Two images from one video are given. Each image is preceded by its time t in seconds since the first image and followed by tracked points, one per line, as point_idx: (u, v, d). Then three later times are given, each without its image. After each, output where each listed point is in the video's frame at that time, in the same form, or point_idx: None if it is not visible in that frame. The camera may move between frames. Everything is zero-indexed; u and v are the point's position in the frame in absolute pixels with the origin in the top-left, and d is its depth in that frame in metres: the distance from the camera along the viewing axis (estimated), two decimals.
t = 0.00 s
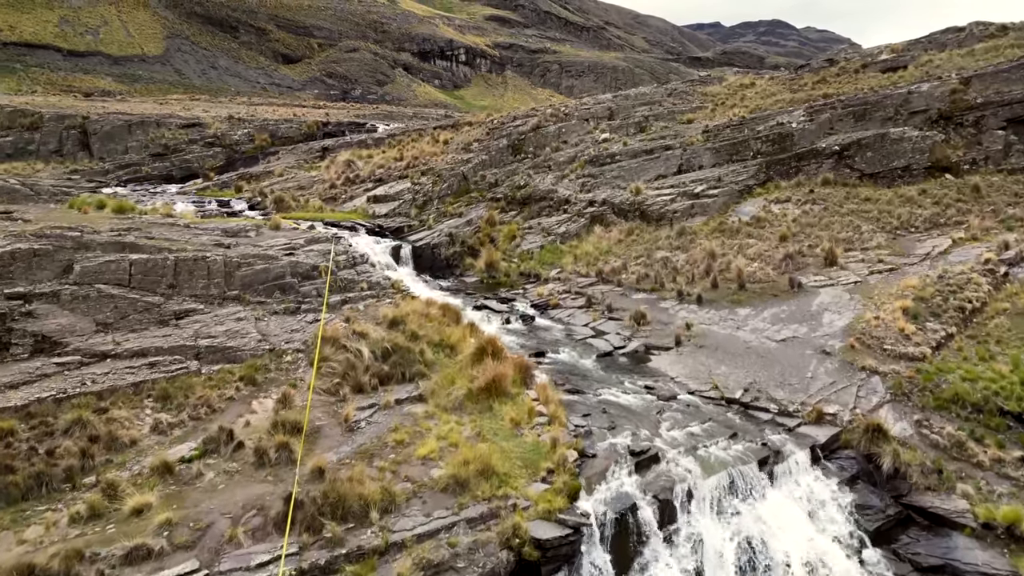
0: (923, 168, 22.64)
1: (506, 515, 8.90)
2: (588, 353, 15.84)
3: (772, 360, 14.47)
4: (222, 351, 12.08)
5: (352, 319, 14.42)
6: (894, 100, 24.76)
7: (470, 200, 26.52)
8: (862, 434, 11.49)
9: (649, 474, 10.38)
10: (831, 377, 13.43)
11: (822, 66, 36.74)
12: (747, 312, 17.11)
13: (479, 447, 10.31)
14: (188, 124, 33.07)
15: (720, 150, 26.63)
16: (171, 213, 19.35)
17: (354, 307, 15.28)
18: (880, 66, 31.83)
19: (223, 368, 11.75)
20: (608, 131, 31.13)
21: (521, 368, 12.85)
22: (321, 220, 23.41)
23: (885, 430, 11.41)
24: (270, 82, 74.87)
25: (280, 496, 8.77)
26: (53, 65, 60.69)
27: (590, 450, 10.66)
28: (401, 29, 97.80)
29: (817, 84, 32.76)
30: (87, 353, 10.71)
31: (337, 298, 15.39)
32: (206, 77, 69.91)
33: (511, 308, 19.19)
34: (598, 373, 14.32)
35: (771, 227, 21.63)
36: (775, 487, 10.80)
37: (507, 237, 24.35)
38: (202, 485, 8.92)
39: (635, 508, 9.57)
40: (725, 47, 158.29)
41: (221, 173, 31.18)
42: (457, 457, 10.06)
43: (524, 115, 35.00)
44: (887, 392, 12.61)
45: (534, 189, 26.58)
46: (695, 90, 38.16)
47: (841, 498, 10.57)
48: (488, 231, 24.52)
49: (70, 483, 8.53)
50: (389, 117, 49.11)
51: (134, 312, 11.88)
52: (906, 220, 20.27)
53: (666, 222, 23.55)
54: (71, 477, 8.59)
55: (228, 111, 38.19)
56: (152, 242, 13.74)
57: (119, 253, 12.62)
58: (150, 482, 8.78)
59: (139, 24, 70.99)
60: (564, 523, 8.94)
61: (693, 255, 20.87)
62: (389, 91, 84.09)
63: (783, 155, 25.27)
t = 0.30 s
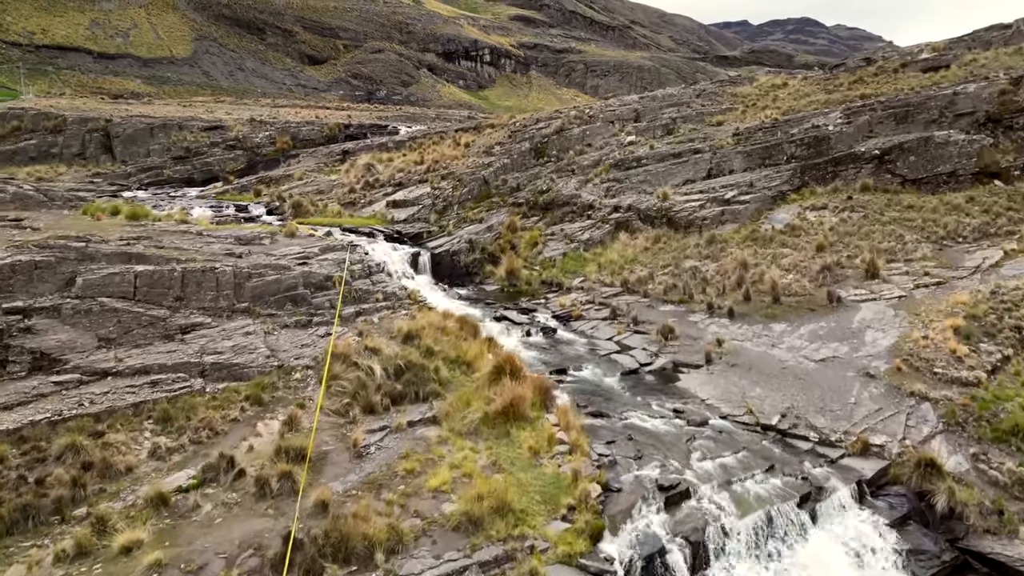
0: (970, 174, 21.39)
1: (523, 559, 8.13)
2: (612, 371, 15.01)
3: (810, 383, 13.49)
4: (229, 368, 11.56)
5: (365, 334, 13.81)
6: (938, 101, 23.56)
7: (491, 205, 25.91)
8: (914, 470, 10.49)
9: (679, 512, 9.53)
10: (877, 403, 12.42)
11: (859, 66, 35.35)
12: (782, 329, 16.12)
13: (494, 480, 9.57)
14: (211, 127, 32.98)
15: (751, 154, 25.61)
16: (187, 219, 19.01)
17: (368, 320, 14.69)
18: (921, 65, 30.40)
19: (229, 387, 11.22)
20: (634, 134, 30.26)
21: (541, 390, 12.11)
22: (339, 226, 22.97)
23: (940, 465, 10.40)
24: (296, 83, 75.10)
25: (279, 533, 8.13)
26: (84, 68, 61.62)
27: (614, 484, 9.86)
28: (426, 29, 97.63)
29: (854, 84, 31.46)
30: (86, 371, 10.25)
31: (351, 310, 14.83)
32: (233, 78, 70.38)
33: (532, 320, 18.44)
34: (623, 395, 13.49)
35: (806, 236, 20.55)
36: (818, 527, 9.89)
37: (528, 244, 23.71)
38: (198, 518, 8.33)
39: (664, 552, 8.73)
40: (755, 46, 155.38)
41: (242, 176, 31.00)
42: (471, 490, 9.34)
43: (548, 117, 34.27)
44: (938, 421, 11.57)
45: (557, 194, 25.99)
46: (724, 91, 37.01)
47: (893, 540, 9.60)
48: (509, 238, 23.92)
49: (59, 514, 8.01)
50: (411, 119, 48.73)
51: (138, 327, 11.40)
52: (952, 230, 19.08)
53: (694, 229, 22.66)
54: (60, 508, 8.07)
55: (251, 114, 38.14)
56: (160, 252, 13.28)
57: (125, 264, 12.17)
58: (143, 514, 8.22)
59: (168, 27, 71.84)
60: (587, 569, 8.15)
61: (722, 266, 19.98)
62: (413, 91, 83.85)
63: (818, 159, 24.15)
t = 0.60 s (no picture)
0: None
1: None
2: (640, 391, 14.18)
3: (855, 409, 12.51)
4: (235, 387, 11.01)
5: (379, 351, 13.18)
6: (987, 104, 22.35)
7: (513, 211, 25.27)
8: (973, 511, 9.42)
9: (714, 558, 8.69)
10: (929, 433, 11.40)
11: (899, 65, 33.92)
12: (822, 347, 15.12)
13: (512, 518, 8.84)
14: (232, 130, 32.83)
15: (785, 158, 24.56)
16: (202, 225, 18.66)
17: (383, 335, 14.09)
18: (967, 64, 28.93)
19: (234, 408, 10.67)
20: (662, 137, 29.35)
21: (563, 416, 11.37)
22: (358, 232, 22.49)
23: (1006, 508, 9.33)
24: (321, 84, 75.18)
25: None
26: (114, 70, 62.48)
27: (643, 525, 9.06)
28: (451, 30, 97.27)
29: (894, 84, 30.10)
30: (86, 391, 9.77)
31: (365, 325, 14.24)
32: (259, 79, 70.64)
33: (554, 333, 17.68)
34: (651, 420, 12.67)
35: (846, 246, 19.46)
36: (869, 575, 8.91)
37: (551, 252, 23.00)
38: (191, 557, 7.73)
39: None
40: (785, 44, 152.29)
41: (263, 179, 30.79)
42: (486, 529, 8.63)
43: (572, 119, 33.48)
44: (1000, 456, 10.50)
45: (582, 199, 25.26)
46: (756, 91, 35.81)
47: None
48: (531, 245, 23.26)
49: (45, 552, 7.48)
50: (434, 121, 48.27)
51: (142, 343, 10.92)
52: (1005, 241, 17.87)
53: (725, 237, 21.74)
54: (47, 545, 7.54)
55: (273, 117, 38.01)
56: (168, 263, 12.81)
57: (131, 276, 11.69)
58: (134, 553, 7.64)
59: (197, 29, 72.57)
60: None
61: (756, 278, 19.03)
62: (438, 92, 83.40)
63: (858, 164, 23.00)
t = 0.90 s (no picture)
0: None
1: None
2: (670, 414, 13.33)
3: (906, 441, 11.52)
4: (241, 408, 10.44)
5: (393, 370, 12.56)
6: None
7: (537, 217, 24.61)
8: None
9: None
10: (992, 471, 10.34)
11: (943, 64, 32.36)
12: (867, 369, 14.12)
13: (532, 562, 8.10)
14: (254, 133, 32.63)
15: (822, 163, 23.46)
16: (217, 232, 18.26)
17: (399, 352, 13.48)
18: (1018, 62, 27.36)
19: (240, 431, 10.10)
20: (691, 141, 28.41)
21: (586, 445, 10.63)
22: (377, 238, 21.98)
23: None
24: (346, 85, 75.13)
25: None
26: (143, 72, 63.15)
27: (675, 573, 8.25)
28: (476, 30, 96.76)
29: (938, 83, 28.64)
30: (84, 414, 9.27)
31: (380, 341, 13.64)
32: (286, 82, 70.80)
33: (578, 347, 16.89)
34: (681, 448, 11.83)
35: (889, 258, 18.35)
36: None
37: (575, 259, 22.40)
38: None
39: None
40: (816, 42, 148.95)
41: (284, 183, 30.54)
42: (504, 575, 7.90)
43: (598, 121, 32.63)
44: None
45: (607, 205, 24.49)
46: (789, 92, 34.56)
47: None
48: (554, 252, 22.65)
49: None
50: (457, 123, 47.77)
51: (146, 362, 10.40)
52: None
53: (758, 247, 20.82)
54: None
55: (295, 119, 37.80)
56: (176, 275, 12.32)
57: (136, 289, 11.20)
58: None
59: (225, 32, 73.23)
60: None
61: (791, 291, 18.04)
62: (462, 92, 82.71)
63: (901, 169, 21.77)
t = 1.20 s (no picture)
0: None
1: None
2: (702, 442, 12.45)
3: (965, 479, 10.50)
4: (246, 433, 9.86)
5: (408, 391, 11.91)
6: None
7: (560, 224, 23.93)
8: None
9: None
10: None
11: (990, 62, 30.80)
12: (917, 396, 13.10)
13: None
14: (275, 135, 32.37)
15: (862, 169, 22.33)
16: (232, 240, 17.85)
17: (415, 371, 12.84)
18: None
19: (244, 459, 9.52)
20: (722, 145, 27.42)
21: (613, 480, 9.87)
22: (396, 246, 21.45)
23: None
24: (371, 86, 75.02)
25: None
26: (171, 74, 63.70)
27: None
28: (500, 31, 96.13)
29: (986, 83, 27.20)
30: (80, 440, 8.75)
31: (396, 358, 13.02)
32: (312, 83, 70.89)
33: (603, 364, 16.07)
34: (715, 482, 10.98)
35: (937, 272, 17.22)
36: None
37: (600, 268, 21.61)
38: None
39: None
40: (848, 40, 145.30)
41: (305, 187, 30.21)
42: None
43: (625, 124, 31.75)
44: None
45: (634, 211, 23.65)
46: (824, 93, 33.24)
47: None
48: (578, 260, 21.92)
49: None
50: (480, 125, 47.13)
51: (148, 383, 9.87)
52: None
53: (793, 258, 19.89)
54: None
55: (318, 122, 37.54)
56: (184, 289, 11.81)
57: (140, 305, 10.70)
58: None
59: (253, 34, 73.75)
60: None
61: (831, 307, 17.03)
62: (487, 93, 81.95)
63: (949, 176, 20.57)
